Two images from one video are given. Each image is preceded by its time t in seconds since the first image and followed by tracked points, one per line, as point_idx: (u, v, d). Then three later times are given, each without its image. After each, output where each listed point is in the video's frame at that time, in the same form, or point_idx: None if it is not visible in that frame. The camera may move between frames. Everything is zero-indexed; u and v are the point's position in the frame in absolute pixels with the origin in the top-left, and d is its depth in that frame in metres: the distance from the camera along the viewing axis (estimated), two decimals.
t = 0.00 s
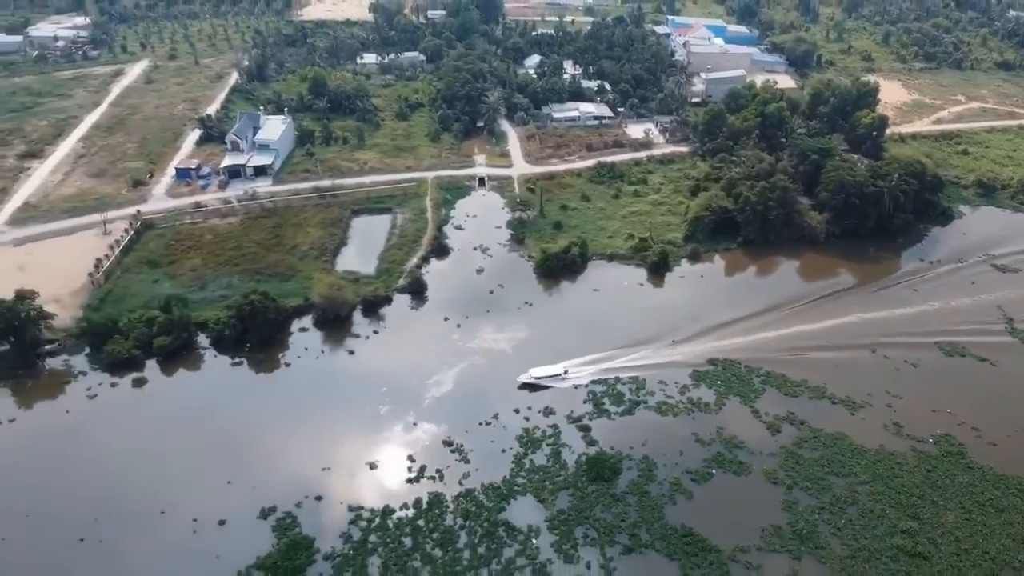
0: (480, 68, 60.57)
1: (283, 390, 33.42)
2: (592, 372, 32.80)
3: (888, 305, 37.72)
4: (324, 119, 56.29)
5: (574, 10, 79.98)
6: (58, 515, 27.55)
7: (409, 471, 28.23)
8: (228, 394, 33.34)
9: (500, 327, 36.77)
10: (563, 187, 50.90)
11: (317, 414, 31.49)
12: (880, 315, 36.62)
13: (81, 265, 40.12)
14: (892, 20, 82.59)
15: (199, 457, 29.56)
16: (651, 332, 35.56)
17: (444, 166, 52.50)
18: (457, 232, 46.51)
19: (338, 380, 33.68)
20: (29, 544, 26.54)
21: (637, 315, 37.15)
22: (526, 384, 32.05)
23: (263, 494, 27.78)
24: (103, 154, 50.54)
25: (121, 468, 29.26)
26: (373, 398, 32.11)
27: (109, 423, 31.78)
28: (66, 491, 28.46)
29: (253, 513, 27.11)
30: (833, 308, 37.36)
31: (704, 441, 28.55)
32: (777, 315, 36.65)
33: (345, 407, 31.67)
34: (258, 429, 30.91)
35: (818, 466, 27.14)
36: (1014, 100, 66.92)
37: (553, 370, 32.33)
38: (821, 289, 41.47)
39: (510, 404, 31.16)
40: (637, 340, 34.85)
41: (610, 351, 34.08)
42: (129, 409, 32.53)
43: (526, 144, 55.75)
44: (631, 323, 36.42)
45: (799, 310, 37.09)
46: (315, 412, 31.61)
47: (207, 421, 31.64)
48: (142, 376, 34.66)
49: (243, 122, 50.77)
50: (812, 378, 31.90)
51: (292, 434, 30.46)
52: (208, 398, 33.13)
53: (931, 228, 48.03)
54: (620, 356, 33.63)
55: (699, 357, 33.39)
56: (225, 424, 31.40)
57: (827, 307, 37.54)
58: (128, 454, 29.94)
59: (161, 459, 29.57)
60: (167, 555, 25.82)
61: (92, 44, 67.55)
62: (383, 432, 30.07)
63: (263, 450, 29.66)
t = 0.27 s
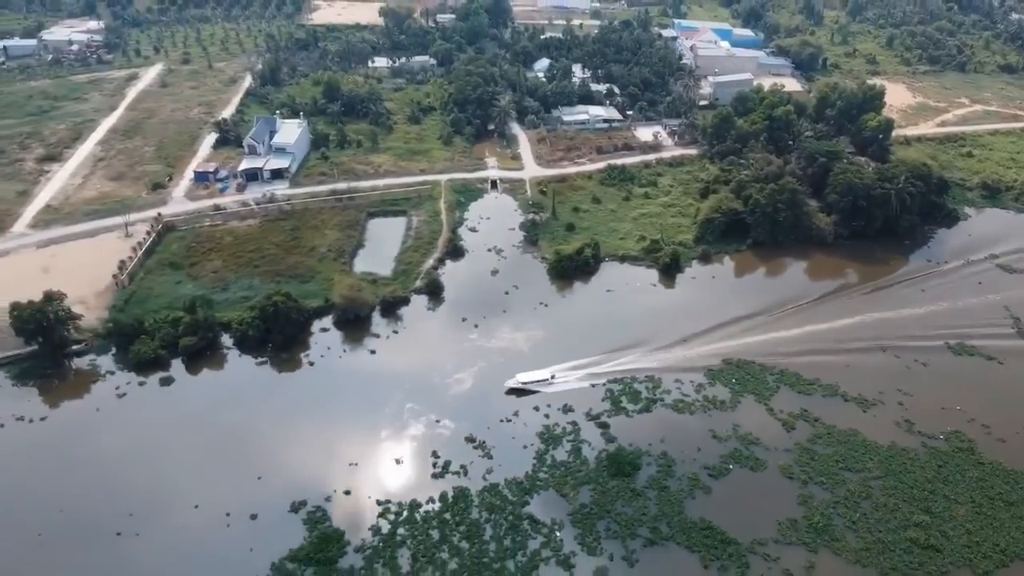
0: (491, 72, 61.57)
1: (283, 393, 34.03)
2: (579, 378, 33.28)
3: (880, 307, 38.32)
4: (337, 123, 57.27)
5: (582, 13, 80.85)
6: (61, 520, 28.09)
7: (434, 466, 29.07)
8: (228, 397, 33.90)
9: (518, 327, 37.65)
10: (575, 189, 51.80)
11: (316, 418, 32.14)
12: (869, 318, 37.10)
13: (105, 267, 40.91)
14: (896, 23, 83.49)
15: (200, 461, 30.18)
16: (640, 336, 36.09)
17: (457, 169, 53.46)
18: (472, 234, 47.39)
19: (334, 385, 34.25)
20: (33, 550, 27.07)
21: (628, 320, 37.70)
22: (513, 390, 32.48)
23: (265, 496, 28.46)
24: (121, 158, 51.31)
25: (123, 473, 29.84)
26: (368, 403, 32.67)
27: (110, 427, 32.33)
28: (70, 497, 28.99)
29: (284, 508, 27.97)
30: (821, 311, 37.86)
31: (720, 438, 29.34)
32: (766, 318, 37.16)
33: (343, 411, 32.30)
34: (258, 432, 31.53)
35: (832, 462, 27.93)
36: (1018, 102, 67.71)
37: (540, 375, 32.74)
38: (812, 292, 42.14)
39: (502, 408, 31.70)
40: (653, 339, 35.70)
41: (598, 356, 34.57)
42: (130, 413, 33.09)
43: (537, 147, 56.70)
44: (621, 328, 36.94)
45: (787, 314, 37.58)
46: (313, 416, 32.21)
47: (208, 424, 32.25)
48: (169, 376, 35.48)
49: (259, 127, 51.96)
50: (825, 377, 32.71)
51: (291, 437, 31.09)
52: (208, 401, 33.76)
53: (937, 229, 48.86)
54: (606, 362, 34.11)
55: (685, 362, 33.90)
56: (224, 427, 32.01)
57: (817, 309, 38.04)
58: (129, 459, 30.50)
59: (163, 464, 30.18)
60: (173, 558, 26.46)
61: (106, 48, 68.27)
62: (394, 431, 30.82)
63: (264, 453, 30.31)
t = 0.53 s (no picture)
0: (501, 69, 62.39)
1: (282, 390, 34.66)
2: (565, 376, 33.83)
3: (867, 304, 38.84)
4: (350, 120, 58.15)
5: (589, 9, 81.55)
6: (69, 519, 28.59)
7: (457, 455, 29.99)
8: (227, 394, 34.49)
9: (534, 320, 38.53)
10: (585, 185, 52.68)
11: (312, 414, 32.80)
12: (855, 317, 37.59)
13: (128, 262, 41.78)
14: (901, 20, 84.15)
15: (203, 458, 30.79)
16: (627, 334, 36.66)
17: (468, 165, 54.33)
18: (485, 230, 48.25)
19: (328, 383, 34.88)
20: (43, 549, 27.56)
21: (618, 318, 38.24)
22: (500, 388, 33.10)
23: (271, 489, 29.14)
24: (139, 154, 52.09)
25: (128, 473, 30.36)
26: (360, 402, 33.29)
27: (114, 426, 32.88)
28: (77, 496, 29.52)
29: (313, 494, 28.87)
30: (807, 310, 38.37)
31: (734, 427, 30.20)
32: (753, 317, 37.71)
33: (339, 409, 32.97)
34: (258, 429, 32.16)
35: (844, 451, 28.80)
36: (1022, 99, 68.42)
37: (525, 373, 33.31)
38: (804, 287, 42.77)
39: (489, 407, 32.28)
40: (666, 332, 36.57)
41: (584, 354, 35.13)
42: (132, 411, 33.63)
43: (547, 143, 57.57)
44: (608, 326, 37.48)
45: (774, 312, 38.12)
46: (310, 413, 32.87)
47: (210, 422, 32.84)
48: (194, 367, 36.40)
49: (274, 124, 52.93)
50: (836, 368, 33.58)
51: (290, 433, 31.73)
52: (208, 398, 34.37)
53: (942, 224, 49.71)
54: (589, 360, 34.65)
55: (669, 360, 34.51)
56: (225, 425, 32.61)
57: (803, 307, 38.55)
58: (134, 457, 31.05)
59: (168, 461, 30.78)
60: (182, 552, 27.08)
61: (119, 44, 68.96)
62: (415, 422, 31.71)
63: (266, 449, 30.96)
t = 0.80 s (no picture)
0: (510, 58, 63.03)
1: (283, 377, 35.40)
2: (549, 366, 34.49)
3: (855, 293, 39.45)
4: (361, 108, 58.84)
5: None
6: (91, 508, 29.17)
7: (477, 435, 30.98)
8: (231, 382, 35.18)
9: (547, 305, 39.41)
10: (595, 173, 53.49)
11: (311, 401, 33.56)
12: (842, 306, 38.17)
13: (148, 248, 42.57)
14: (905, 8, 84.56)
15: (214, 445, 31.53)
16: (613, 323, 37.26)
17: (479, 153, 55.09)
18: (497, 217, 49.08)
19: (321, 372, 35.57)
20: (67, 538, 28.13)
21: (606, 307, 38.81)
22: (484, 378, 33.83)
23: (284, 472, 30.01)
24: (153, 142, 52.75)
25: (141, 462, 30.98)
26: (352, 391, 33.95)
27: (125, 414, 33.53)
28: (94, 486, 30.06)
29: (340, 473, 29.85)
30: (794, 298, 38.94)
31: (747, 409, 31.16)
32: (739, 306, 38.29)
33: (336, 396, 33.74)
34: (264, 415, 32.93)
35: (853, 431, 29.76)
36: None
37: (511, 364, 34.06)
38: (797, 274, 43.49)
39: (478, 397, 32.97)
40: (676, 316, 37.47)
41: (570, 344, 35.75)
42: (142, 400, 34.29)
43: (556, 131, 58.32)
44: (595, 316, 38.04)
45: (760, 300, 38.73)
46: (309, 400, 33.63)
47: (219, 408, 33.58)
48: (217, 351, 37.33)
49: (287, 112, 53.46)
50: (844, 352, 34.51)
51: (293, 419, 32.51)
52: (213, 385, 35.07)
53: (945, 211, 50.52)
54: (573, 350, 35.28)
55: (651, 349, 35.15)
56: (232, 411, 33.32)
57: (790, 296, 39.12)
58: (146, 446, 31.69)
59: (180, 448, 31.50)
60: (211, 534, 27.94)
61: (129, 32, 69.46)
62: (433, 404, 32.66)
63: (273, 435, 31.75)
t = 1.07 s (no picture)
0: (520, 46, 63.67)
1: (290, 364, 36.15)
2: (537, 356, 35.08)
3: (845, 283, 39.97)
4: (372, 96, 59.52)
5: None
6: (120, 490, 29.91)
7: (498, 416, 31.96)
8: (249, 367, 36.02)
9: (560, 291, 40.31)
10: (604, 161, 54.26)
11: (317, 388, 34.33)
12: (831, 296, 38.68)
13: (169, 235, 43.41)
14: None
15: (236, 428, 32.37)
16: (598, 313, 37.86)
17: (490, 140, 55.83)
18: (509, 205, 49.89)
19: (314, 362, 36.22)
20: (99, 519, 28.86)
21: (593, 297, 39.35)
22: (473, 368, 34.44)
23: (305, 453, 30.87)
24: (169, 130, 53.46)
25: (165, 445, 31.75)
26: (346, 382, 34.59)
27: (145, 400, 34.25)
28: (120, 469, 30.80)
29: (366, 452, 30.81)
30: (781, 288, 39.51)
31: (759, 391, 32.15)
32: (723, 296, 38.88)
33: (337, 384, 34.49)
34: (283, 399, 33.80)
35: (861, 413, 30.77)
36: None
37: (498, 355, 34.65)
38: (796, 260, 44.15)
39: (468, 388, 33.56)
40: (687, 302, 38.40)
41: (556, 335, 36.34)
42: (160, 387, 35.01)
43: (565, 119, 59.05)
44: (581, 307, 38.56)
45: (748, 290, 39.33)
46: (313, 388, 34.40)
47: (235, 394, 34.36)
48: (240, 336, 38.27)
49: (301, 100, 54.28)
50: (853, 337, 35.48)
51: (302, 404, 33.29)
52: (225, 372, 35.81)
53: (950, 198, 51.36)
54: (561, 340, 35.86)
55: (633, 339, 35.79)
56: (251, 395, 34.17)
57: (778, 286, 39.65)
58: (169, 430, 32.47)
59: (202, 433, 32.29)
60: (242, 510, 28.79)
61: (140, 20, 69.99)
62: (452, 387, 33.63)
63: (292, 418, 32.60)
